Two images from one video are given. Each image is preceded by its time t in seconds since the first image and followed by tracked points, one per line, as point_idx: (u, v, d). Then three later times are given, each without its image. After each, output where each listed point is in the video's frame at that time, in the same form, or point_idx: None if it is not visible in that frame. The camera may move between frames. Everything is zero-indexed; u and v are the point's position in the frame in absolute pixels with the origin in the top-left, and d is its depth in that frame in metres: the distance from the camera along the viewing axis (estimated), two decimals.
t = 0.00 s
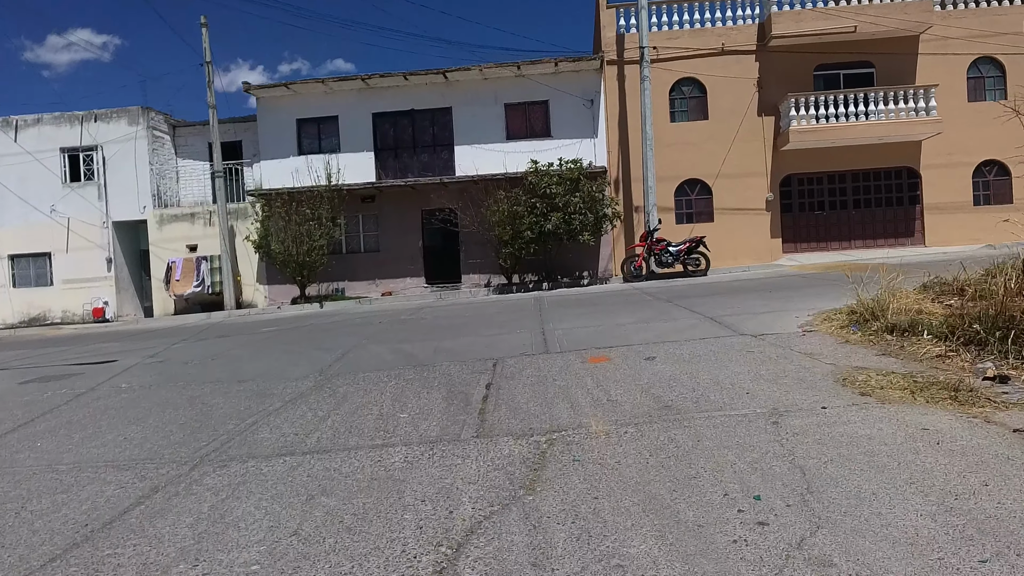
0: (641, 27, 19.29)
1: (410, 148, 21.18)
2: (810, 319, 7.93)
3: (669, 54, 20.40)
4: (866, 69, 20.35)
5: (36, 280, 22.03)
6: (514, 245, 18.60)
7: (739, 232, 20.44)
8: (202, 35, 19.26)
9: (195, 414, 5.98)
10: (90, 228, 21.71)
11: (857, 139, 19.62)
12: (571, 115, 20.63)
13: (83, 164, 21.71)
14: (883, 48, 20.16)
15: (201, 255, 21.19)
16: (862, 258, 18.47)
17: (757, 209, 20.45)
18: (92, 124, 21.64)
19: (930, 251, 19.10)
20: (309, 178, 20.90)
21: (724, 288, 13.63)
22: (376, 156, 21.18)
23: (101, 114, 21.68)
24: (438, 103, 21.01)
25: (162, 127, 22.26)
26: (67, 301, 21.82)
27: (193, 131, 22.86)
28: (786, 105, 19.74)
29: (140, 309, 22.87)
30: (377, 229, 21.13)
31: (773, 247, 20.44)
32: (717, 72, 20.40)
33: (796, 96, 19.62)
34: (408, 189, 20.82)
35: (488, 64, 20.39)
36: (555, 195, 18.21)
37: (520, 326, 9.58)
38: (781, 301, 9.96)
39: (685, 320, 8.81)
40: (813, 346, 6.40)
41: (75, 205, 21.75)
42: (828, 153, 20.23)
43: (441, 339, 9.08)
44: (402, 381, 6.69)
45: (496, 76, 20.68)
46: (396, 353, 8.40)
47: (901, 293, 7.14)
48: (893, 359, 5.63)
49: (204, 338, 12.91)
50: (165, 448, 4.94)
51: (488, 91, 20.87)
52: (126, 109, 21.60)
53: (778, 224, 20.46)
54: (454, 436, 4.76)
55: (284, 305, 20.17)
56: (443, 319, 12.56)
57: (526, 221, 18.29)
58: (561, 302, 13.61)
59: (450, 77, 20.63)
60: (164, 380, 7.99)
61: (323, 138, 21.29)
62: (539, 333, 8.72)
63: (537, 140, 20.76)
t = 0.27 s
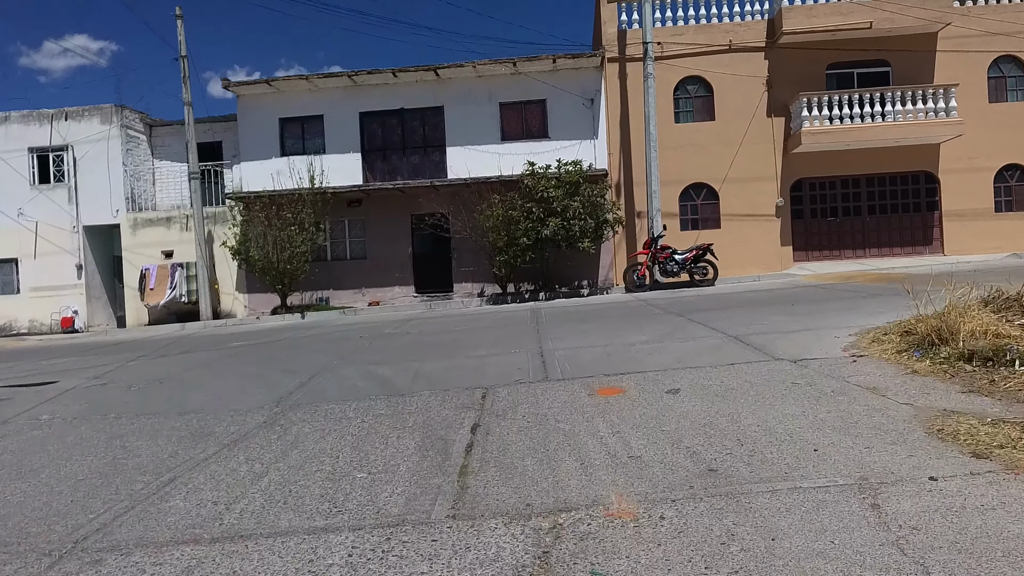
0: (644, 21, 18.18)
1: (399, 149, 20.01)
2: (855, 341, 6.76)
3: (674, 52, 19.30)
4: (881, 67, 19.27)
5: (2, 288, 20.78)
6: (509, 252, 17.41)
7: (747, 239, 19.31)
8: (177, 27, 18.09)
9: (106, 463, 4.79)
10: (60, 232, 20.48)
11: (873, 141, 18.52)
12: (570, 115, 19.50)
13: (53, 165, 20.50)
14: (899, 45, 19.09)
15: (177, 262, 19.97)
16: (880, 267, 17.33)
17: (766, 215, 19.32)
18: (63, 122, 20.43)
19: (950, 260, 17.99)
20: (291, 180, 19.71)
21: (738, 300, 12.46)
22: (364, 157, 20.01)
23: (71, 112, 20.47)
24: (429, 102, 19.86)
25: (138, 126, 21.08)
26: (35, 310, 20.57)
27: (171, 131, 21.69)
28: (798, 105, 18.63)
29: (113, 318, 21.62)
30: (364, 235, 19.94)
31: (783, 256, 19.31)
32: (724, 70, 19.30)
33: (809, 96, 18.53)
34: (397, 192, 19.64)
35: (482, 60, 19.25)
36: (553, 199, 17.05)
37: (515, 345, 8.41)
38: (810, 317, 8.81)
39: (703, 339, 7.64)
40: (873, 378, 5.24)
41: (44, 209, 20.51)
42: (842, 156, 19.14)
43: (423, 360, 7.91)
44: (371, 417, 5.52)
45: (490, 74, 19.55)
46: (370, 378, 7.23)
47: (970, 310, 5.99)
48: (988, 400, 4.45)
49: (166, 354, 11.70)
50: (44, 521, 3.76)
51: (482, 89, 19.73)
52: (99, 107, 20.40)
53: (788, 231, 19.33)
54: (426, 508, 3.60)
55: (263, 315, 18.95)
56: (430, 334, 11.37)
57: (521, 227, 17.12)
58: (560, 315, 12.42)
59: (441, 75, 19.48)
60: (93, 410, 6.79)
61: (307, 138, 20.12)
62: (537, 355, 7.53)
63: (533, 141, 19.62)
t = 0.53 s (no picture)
0: (647, 15, 17.15)
1: (387, 150, 18.91)
2: (911, 366, 5.68)
3: (678, 48, 18.26)
4: (896, 65, 18.27)
5: None
6: (502, 259, 16.30)
7: (755, 246, 18.24)
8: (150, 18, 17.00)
9: None
10: (26, 236, 19.32)
11: (889, 143, 17.51)
12: (568, 114, 18.43)
13: (20, 165, 19.35)
14: (915, 42, 18.09)
15: (150, 268, 18.82)
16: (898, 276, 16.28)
17: (775, 221, 18.26)
18: (30, 120, 19.29)
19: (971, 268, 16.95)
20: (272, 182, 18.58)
21: (753, 312, 11.37)
22: (349, 158, 18.91)
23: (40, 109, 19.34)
24: (419, 100, 18.77)
25: (111, 125, 19.97)
26: None
27: (147, 130, 20.58)
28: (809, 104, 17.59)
29: (84, 327, 20.44)
30: (349, 240, 18.81)
31: (793, 264, 18.25)
32: (730, 67, 18.27)
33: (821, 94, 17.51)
34: (384, 195, 18.53)
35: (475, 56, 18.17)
36: (550, 203, 15.95)
37: (507, 366, 7.31)
38: (843, 334, 7.72)
39: (727, 361, 6.55)
40: (961, 421, 4.13)
41: (9, 211, 19.35)
42: (855, 158, 18.12)
43: (400, 384, 6.80)
44: (323, 465, 4.40)
45: (484, 70, 18.48)
46: (335, 407, 6.11)
47: None
48: None
49: (120, 370, 10.55)
50: None
51: (475, 86, 18.65)
52: (69, 103, 19.28)
53: (798, 237, 18.28)
54: None
55: (241, 325, 17.79)
56: (413, 349, 10.26)
57: (516, 232, 16.01)
58: (557, 328, 11.31)
59: (432, 71, 18.40)
60: None
61: (289, 137, 19.02)
62: (533, 379, 6.42)
63: (529, 142, 18.53)
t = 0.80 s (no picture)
0: (650, 7, 16.20)
1: (374, 149, 17.90)
2: (985, 394, 4.69)
3: (682, 43, 17.32)
4: (912, 62, 17.35)
5: None
6: (496, 265, 15.27)
7: (763, 251, 17.28)
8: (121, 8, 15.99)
9: None
10: None
11: (905, 143, 16.54)
12: (566, 112, 17.45)
13: None
14: (931, 38, 17.19)
15: (123, 273, 17.77)
16: (916, 284, 15.32)
17: (784, 225, 17.30)
18: None
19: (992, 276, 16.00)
20: (252, 182, 17.55)
21: (768, 323, 10.38)
22: (335, 157, 17.89)
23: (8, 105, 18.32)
24: (409, 96, 17.77)
25: (83, 122, 18.94)
26: None
27: (122, 128, 19.56)
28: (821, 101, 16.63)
29: (54, 335, 19.37)
30: (334, 244, 17.78)
31: (803, 271, 17.28)
32: (737, 63, 17.32)
33: (833, 92, 16.57)
34: (371, 197, 17.49)
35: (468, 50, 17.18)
36: (546, 204, 14.93)
37: (496, 389, 6.29)
38: (882, 351, 6.75)
39: (756, 385, 5.54)
40: None
41: None
42: (867, 160, 17.20)
43: (370, 411, 5.77)
44: (251, 532, 3.38)
45: (477, 65, 17.50)
46: (289, 441, 5.08)
47: None
48: None
49: (70, 386, 9.52)
50: None
51: (468, 83, 17.67)
52: (38, 99, 18.26)
53: (808, 243, 17.31)
54: None
55: (217, 334, 16.73)
56: (394, 364, 9.26)
57: (510, 235, 14.98)
58: (554, 340, 10.29)
59: (422, 66, 17.40)
60: None
61: (272, 135, 18.00)
62: (527, 407, 5.40)
63: (524, 141, 17.54)
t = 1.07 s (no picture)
0: None
1: (360, 148, 16.99)
2: None
3: (684, 38, 16.49)
4: (924, 59, 16.53)
5: None
6: (487, 270, 14.35)
7: (769, 257, 16.41)
8: None
9: None
10: None
11: (919, 144, 15.69)
12: (562, 111, 16.59)
13: None
14: (945, 34, 16.38)
15: (93, 278, 16.81)
16: (932, 293, 14.46)
17: (790, 230, 16.42)
18: None
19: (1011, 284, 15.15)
20: (230, 183, 16.62)
21: (782, 336, 9.49)
22: (318, 157, 16.99)
23: None
24: (397, 93, 16.87)
25: (55, 119, 18.03)
26: None
27: (96, 125, 18.65)
28: (830, 100, 15.79)
29: (22, 343, 18.40)
30: (317, 249, 16.87)
31: (811, 278, 16.42)
32: (742, 60, 16.48)
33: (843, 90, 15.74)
34: (356, 199, 16.58)
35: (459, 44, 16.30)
36: (541, 206, 14.04)
37: (480, 418, 5.37)
38: (926, 372, 5.86)
39: (789, 416, 4.64)
40: None
41: None
42: (878, 162, 16.36)
43: (329, 445, 4.85)
44: None
45: (468, 61, 16.63)
46: (223, 487, 4.15)
47: None
48: None
49: (11, 404, 8.59)
50: None
51: (459, 79, 16.79)
52: (6, 94, 17.35)
53: (816, 249, 16.45)
54: None
55: (191, 343, 15.78)
56: (370, 379, 8.35)
57: (502, 240, 14.06)
58: (548, 354, 9.38)
59: (411, 61, 16.52)
60: None
61: (252, 133, 17.09)
62: (516, 443, 4.49)
63: (518, 141, 16.65)
